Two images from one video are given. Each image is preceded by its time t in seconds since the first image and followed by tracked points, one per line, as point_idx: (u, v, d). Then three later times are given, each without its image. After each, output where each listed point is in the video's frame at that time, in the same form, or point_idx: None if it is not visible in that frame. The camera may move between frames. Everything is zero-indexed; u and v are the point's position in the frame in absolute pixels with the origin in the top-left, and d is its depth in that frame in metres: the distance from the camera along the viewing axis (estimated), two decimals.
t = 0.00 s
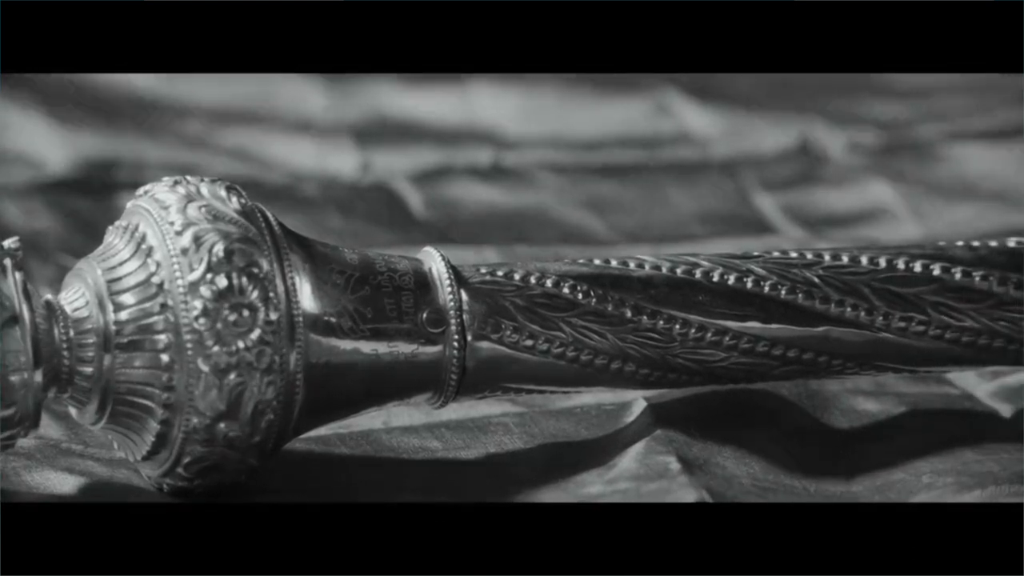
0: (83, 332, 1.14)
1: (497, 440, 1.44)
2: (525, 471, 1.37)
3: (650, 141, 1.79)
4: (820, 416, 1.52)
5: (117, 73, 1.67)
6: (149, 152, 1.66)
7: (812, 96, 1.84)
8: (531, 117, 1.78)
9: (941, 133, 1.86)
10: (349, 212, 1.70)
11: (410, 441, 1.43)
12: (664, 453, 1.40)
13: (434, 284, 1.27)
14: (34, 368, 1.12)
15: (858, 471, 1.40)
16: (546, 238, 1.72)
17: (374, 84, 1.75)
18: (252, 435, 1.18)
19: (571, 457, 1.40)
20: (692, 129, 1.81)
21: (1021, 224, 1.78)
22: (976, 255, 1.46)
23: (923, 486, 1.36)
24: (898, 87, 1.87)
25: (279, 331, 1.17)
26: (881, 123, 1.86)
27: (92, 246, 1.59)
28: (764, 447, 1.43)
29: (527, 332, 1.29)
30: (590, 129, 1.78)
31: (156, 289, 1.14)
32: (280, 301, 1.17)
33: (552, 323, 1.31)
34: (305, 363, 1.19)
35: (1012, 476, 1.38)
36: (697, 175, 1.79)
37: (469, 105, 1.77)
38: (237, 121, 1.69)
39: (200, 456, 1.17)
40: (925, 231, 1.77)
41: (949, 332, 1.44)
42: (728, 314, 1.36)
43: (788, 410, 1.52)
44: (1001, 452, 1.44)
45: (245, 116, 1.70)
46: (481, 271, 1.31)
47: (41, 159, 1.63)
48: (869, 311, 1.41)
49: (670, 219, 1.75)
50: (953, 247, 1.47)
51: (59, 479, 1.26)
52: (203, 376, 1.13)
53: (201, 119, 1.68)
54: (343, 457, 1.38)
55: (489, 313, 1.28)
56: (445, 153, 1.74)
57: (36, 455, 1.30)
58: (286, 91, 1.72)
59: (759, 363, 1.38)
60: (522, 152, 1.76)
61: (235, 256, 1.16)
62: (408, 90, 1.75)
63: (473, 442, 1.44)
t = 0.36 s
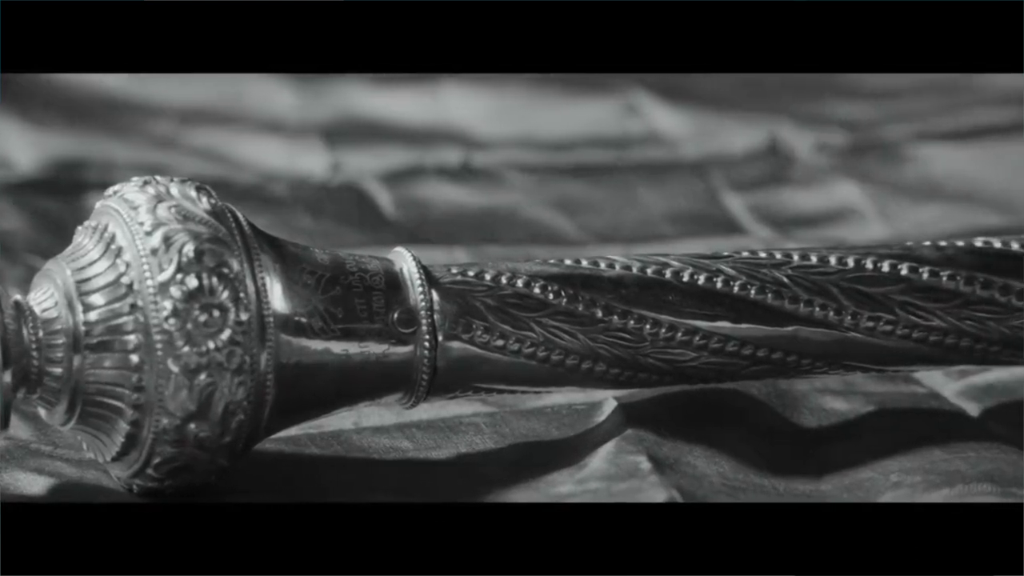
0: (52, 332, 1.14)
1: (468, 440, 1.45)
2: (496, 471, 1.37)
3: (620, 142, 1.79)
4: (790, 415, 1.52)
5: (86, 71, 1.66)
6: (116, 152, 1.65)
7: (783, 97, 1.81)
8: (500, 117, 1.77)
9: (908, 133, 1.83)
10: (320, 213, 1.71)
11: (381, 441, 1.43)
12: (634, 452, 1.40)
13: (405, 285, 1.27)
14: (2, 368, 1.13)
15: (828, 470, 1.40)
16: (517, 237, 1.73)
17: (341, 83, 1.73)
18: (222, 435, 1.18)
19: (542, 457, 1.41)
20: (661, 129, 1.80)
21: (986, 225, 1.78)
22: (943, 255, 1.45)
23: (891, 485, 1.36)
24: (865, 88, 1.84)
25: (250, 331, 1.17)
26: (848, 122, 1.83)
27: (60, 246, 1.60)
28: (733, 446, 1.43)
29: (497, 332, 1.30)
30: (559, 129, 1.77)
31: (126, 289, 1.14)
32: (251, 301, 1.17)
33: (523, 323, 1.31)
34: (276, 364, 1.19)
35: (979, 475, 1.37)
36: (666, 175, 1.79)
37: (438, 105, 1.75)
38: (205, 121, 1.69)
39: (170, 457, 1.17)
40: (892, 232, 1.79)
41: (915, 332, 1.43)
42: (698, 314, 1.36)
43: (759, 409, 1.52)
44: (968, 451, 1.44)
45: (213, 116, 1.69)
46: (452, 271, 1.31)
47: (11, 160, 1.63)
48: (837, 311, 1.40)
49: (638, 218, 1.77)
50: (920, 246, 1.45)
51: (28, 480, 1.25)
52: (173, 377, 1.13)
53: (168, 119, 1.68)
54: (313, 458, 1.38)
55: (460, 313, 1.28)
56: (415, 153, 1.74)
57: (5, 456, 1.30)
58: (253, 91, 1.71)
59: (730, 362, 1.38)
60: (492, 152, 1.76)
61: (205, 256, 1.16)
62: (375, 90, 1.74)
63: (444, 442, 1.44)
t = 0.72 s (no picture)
0: (21, 333, 1.14)
1: (439, 440, 1.45)
2: (466, 471, 1.38)
3: (588, 142, 1.79)
4: (760, 415, 1.53)
5: (56, 72, 1.67)
6: (83, 152, 1.65)
7: (748, 98, 1.83)
8: (469, 118, 1.78)
9: (876, 133, 1.84)
10: (288, 213, 1.70)
11: (351, 441, 1.44)
12: (605, 452, 1.41)
13: (375, 285, 1.28)
14: None
15: (796, 469, 1.40)
16: (488, 237, 1.73)
17: (311, 83, 1.74)
18: (192, 436, 1.17)
19: (512, 457, 1.41)
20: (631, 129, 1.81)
21: (951, 225, 1.78)
22: (910, 255, 1.44)
23: (860, 484, 1.36)
24: (836, 89, 1.85)
25: (220, 331, 1.16)
26: (816, 123, 1.85)
27: (31, 247, 1.59)
28: (703, 446, 1.44)
29: (468, 332, 1.30)
30: (528, 129, 1.78)
31: (95, 290, 1.14)
32: (221, 301, 1.17)
33: (493, 323, 1.31)
34: (246, 364, 1.19)
35: (946, 474, 1.37)
36: (635, 175, 1.79)
37: (408, 105, 1.76)
38: (172, 122, 1.69)
39: (139, 458, 1.17)
40: (858, 231, 1.78)
41: (884, 331, 1.42)
42: (668, 314, 1.36)
43: (727, 408, 1.53)
44: (936, 450, 1.44)
45: (181, 117, 1.70)
46: (423, 272, 1.31)
47: None
48: (806, 311, 1.39)
49: (608, 218, 1.76)
50: (887, 246, 1.45)
51: None
52: (142, 378, 1.13)
53: (135, 120, 1.68)
54: (283, 458, 1.38)
55: (431, 313, 1.29)
56: (384, 153, 1.74)
57: None
58: (221, 92, 1.72)
59: (700, 362, 1.38)
60: (462, 153, 1.76)
61: (175, 257, 1.16)
62: (344, 90, 1.74)
63: (415, 442, 1.45)
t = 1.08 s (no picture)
0: None
1: (409, 440, 1.45)
2: (436, 470, 1.38)
3: (558, 142, 1.78)
4: (728, 415, 1.54)
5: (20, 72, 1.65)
6: (48, 152, 1.65)
7: (717, 99, 1.81)
8: (439, 118, 1.76)
9: (842, 134, 1.83)
10: (256, 214, 1.71)
11: (320, 441, 1.44)
12: (574, 452, 1.42)
13: (345, 286, 1.28)
14: None
15: (763, 468, 1.41)
16: (456, 238, 1.74)
17: (278, 83, 1.72)
18: (161, 437, 1.17)
19: (482, 457, 1.42)
20: (599, 130, 1.79)
21: (917, 225, 1.80)
22: (877, 254, 1.44)
23: (827, 482, 1.38)
24: (795, 88, 1.83)
25: (188, 331, 1.16)
26: (783, 124, 1.83)
27: None
28: (671, 446, 1.45)
29: (438, 332, 1.30)
30: (497, 130, 1.77)
31: (62, 291, 1.13)
32: (189, 302, 1.17)
33: (463, 323, 1.31)
34: (214, 365, 1.19)
35: (913, 473, 1.39)
36: (603, 175, 1.79)
37: (376, 105, 1.74)
38: (139, 122, 1.68)
39: (107, 459, 1.16)
40: (825, 231, 1.80)
41: (851, 331, 1.43)
42: (637, 313, 1.36)
43: (695, 408, 1.54)
44: (903, 449, 1.45)
45: (147, 116, 1.68)
46: (393, 272, 1.32)
47: None
48: (773, 311, 1.40)
49: (575, 219, 1.77)
50: (854, 246, 1.46)
51: None
52: (110, 378, 1.13)
53: (101, 120, 1.67)
54: (252, 458, 1.38)
55: (400, 313, 1.29)
56: (351, 153, 1.73)
57: None
58: (187, 92, 1.70)
59: (669, 361, 1.38)
60: (430, 153, 1.75)
61: (143, 257, 1.15)
62: (311, 90, 1.72)
63: (385, 442, 1.45)
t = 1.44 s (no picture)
0: None
1: (378, 441, 1.45)
2: (404, 470, 1.39)
3: (524, 142, 1.78)
4: (694, 413, 1.53)
5: None
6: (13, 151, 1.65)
7: (682, 98, 1.82)
8: (405, 118, 1.77)
9: (809, 134, 1.82)
10: (223, 214, 1.69)
11: (289, 442, 1.43)
12: (544, 452, 1.42)
13: (313, 286, 1.28)
14: None
15: (731, 467, 1.42)
16: (426, 238, 1.72)
17: (245, 83, 1.74)
18: (128, 439, 1.17)
19: (451, 457, 1.42)
20: (565, 130, 1.79)
21: (884, 225, 1.77)
22: (843, 255, 1.43)
23: (794, 482, 1.39)
24: (764, 91, 1.83)
25: (156, 332, 1.16)
26: (746, 124, 1.83)
27: None
28: (640, 446, 1.45)
29: (407, 333, 1.30)
30: (463, 130, 1.77)
31: (29, 292, 1.13)
32: (157, 303, 1.17)
33: (432, 323, 1.32)
34: (182, 365, 1.19)
35: (879, 472, 1.40)
36: (571, 175, 1.78)
37: (343, 106, 1.75)
38: (104, 122, 1.69)
39: (73, 460, 1.16)
40: (791, 232, 1.77)
41: (817, 331, 1.42)
42: (605, 313, 1.36)
43: (662, 408, 1.53)
44: (869, 448, 1.46)
45: (113, 116, 1.69)
46: (361, 272, 1.32)
47: None
48: (740, 311, 1.39)
49: (543, 219, 1.75)
50: (821, 246, 1.44)
51: None
52: (77, 380, 1.12)
53: (67, 120, 1.68)
54: (219, 459, 1.38)
55: (369, 313, 1.29)
56: (319, 153, 1.73)
57: None
58: (153, 91, 1.71)
59: (638, 361, 1.39)
60: (398, 153, 1.76)
61: (110, 257, 1.15)
62: (278, 90, 1.74)
63: (354, 443, 1.45)
